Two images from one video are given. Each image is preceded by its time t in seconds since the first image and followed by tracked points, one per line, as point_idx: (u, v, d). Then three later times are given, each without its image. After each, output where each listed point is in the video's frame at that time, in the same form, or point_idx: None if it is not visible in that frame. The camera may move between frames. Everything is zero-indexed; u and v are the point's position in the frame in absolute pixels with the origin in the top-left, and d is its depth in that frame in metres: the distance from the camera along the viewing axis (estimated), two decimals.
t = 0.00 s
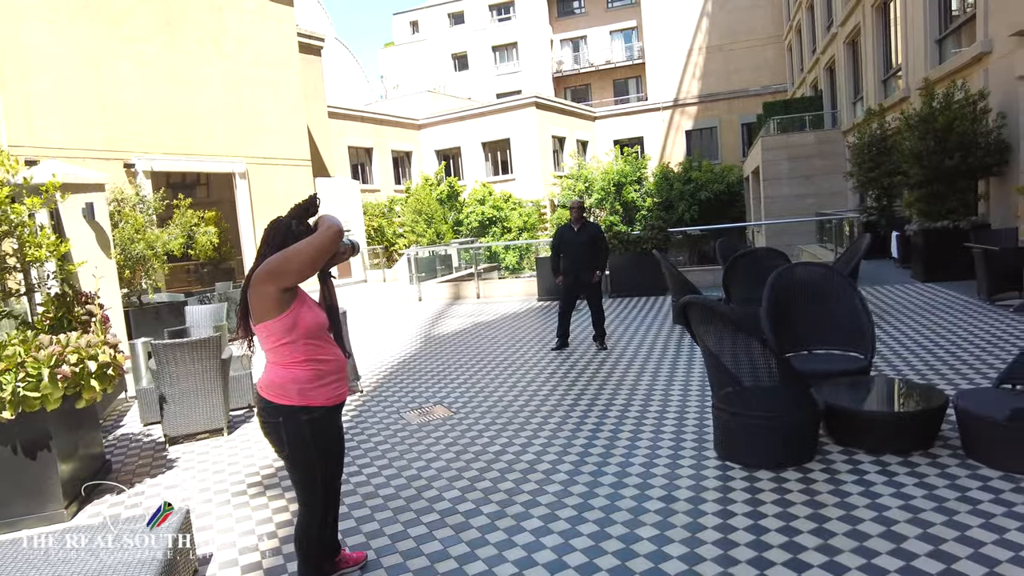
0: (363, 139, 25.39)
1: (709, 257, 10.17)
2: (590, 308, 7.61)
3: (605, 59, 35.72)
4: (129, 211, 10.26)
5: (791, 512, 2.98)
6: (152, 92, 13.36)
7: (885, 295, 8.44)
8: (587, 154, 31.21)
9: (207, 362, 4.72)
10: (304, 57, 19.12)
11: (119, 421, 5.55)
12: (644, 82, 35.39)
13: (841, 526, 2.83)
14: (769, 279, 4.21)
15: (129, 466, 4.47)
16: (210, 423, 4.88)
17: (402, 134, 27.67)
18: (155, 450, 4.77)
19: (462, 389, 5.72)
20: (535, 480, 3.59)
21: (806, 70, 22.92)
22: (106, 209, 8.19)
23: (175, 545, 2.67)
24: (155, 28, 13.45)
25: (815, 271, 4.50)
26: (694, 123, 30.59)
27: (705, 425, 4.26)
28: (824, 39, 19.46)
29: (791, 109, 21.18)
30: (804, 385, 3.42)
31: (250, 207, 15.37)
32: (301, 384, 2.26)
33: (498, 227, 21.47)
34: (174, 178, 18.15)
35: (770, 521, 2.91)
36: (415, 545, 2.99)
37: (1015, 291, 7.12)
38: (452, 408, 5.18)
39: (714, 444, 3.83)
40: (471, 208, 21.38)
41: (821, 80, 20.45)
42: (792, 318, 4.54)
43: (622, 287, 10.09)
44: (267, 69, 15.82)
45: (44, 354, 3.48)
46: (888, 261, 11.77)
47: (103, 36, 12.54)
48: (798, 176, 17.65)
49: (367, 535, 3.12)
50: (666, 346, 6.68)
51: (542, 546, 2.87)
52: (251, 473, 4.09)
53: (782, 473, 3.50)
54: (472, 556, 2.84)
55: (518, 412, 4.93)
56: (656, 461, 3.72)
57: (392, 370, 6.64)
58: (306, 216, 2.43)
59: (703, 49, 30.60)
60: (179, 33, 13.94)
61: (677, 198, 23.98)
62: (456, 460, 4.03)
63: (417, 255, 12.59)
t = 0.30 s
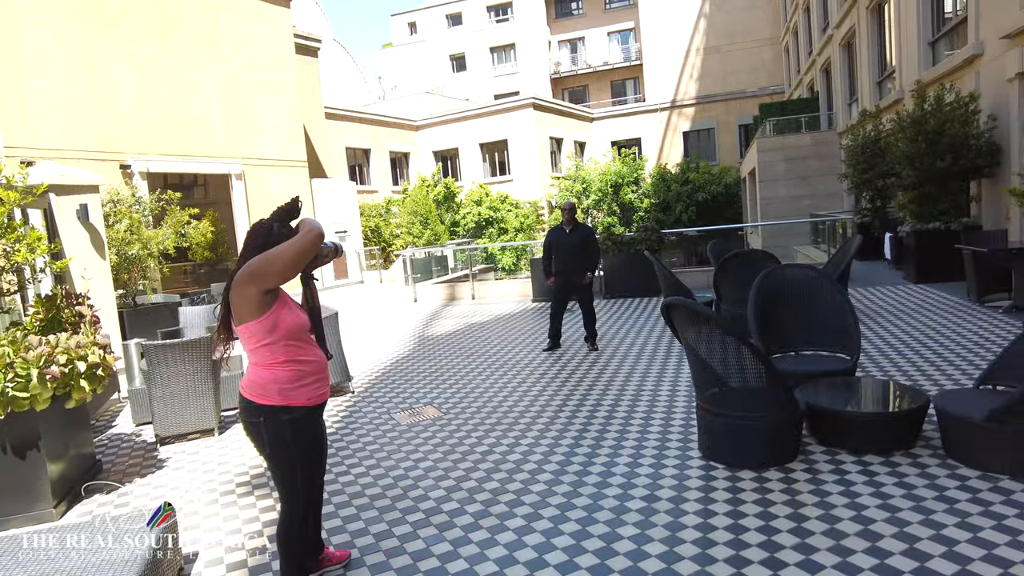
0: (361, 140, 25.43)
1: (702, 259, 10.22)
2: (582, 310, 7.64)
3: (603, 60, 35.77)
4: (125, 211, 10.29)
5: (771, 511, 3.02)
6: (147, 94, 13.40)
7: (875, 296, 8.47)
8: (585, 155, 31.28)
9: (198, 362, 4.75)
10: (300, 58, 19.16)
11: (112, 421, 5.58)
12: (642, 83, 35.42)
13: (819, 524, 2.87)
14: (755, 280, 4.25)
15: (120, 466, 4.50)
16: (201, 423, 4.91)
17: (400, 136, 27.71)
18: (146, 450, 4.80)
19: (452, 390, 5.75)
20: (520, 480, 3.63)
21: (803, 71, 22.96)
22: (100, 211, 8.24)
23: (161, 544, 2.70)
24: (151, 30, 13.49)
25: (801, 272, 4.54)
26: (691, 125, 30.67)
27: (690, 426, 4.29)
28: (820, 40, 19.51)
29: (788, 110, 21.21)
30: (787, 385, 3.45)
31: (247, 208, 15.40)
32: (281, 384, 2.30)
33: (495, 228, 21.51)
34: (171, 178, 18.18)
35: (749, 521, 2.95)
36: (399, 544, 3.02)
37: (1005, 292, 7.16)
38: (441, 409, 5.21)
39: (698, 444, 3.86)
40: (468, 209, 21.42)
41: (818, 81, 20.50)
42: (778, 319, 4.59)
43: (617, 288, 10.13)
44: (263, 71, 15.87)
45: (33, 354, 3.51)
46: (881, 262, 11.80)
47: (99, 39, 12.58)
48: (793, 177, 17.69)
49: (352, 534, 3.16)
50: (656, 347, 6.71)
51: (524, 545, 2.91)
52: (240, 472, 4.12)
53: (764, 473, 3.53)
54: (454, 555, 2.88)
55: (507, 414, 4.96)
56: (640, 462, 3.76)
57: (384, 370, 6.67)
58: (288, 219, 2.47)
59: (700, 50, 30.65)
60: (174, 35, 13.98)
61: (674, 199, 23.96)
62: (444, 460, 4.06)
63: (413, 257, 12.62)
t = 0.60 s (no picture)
0: (359, 139, 25.44)
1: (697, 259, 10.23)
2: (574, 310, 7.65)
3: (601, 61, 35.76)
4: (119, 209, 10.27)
5: (754, 511, 3.02)
6: (144, 93, 13.38)
7: (868, 297, 8.47)
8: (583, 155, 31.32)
9: (188, 360, 4.76)
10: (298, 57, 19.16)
11: (102, 419, 5.58)
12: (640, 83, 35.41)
13: (801, 525, 2.87)
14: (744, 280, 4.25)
15: (109, 464, 4.50)
16: (190, 422, 4.90)
17: (398, 135, 27.70)
18: (135, 449, 4.79)
19: (443, 390, 5.75)
20: (506, 480, 3.63)
21: (801, 72, 22.96)
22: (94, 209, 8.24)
23: (141, 544, 2.70)
24: (148, 28, 13.48)
25: (790, 273, 4.54)
26: (690, 125, 30.71)
27: (677, 427, 4.29)
28: (818, 41, 19.51)
29: (785, 111, 21.20)
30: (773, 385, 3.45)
31: (243, 208, 15.38)
32: (261, 383, 2.30)
33: (492, 228, 21.50)
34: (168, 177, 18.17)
35: (732, 521, 2.95)
36: (383, 543, 3.03)
37: (996, 294, 7.17)
38: (432, 408, 5.21)
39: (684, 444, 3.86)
40: (465, 209, 21.42)
41: (815, 82, 20.50)
42: (767, 319, 4.59)
43: (612, 288, 10.13)
44: (260, 70, 15.86)
45: (19, 352, 3.51)
46: (876, 263, 11.81)
47: (95, 37, 12.56)
48: (790, 178, 17.70)
49: (336, 533, 3.16)
50: (647, 348, 6.71)
51: (507, 545, 2.91)
52: (228, 471, 4.12)
53: (749, 473, 3.52)
54: (437, 554, 2.88)
55: (497, 414, 4.95)
56: (627, 462, 3.75)
57: (376, 370, 6.66)
58: (270, 218, 2.47)
59: (699, 51, 30.63)
60: (171, 33, 13.96)
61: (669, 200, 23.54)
62: (431, 459, 4.06)
63: (409, 256, 12.63)
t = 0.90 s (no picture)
0: (356, 137, 25.38)
1: (693, 258, 10.19)
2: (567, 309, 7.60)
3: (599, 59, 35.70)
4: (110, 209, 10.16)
5: (741, 513, 2.99)
6: (138, 90, 13.32)
7: (863, 296, 8.44)
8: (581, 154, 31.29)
9: (176, 360, 4.72)
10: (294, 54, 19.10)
11: (91, 419, 5.53)
12: (638, 82, 35.33)
13: (788, 528, 2.84)
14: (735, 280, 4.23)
15: (95, 464, 4.46)
16: (178, 422, 4.86)
17: (395, 133, 27.63)
18: (122, 449, 4.75)
19: (433, 389, 5.71)
20: (493, 481, 3.59)
21: (799, 70, 22.91)
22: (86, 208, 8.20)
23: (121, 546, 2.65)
24: (142, 25, 13.42)
25: (783, 272, 4.51)
26: (687, 124, 30.73)
27: (668, 427, 4.25)
28: (816, 39, 19.47)
29: (783, 109, 21.15)
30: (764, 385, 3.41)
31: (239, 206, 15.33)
32: (236, 384, 2.26)
33: (489, 227, 21.44)
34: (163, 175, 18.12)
35: (719, 523, 2.91)
36: (366, 545, 2.99)
37: (991, 293, 7.15)
38: (422, 408, 5.17)
39: (673, 445, 3.81)
40: (462, 207, 21.37)
41: (813, 81, 20.47)
42: (759, 318, 4.55)
43: (608, 288, 10.10)
44: (256, 67, 15.80)
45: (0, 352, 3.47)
46: (872, 262, 11.79)
47: (89, 34, 12.50)
48: (788, 176, 17.67)
49: (318, 534, 3.13)
50: (640, 348, 6.67)
51: (491, 547, 2.87)
52: (214, 472, 4.08)
53: (738, 475, 3.48)
54: (420, 556, 2.85)
55: (487, 414, 4.91)
56: (615, 463, 3.71)
57: (367, 369, 6.62)
58: (247, 217, 2.44)
59: (697, 49, 30.51)
60: (165, 30, 13.90)
61: (670, 198, 23.77)
62: (418, 460, 4.02)
63: (404, 255, 12.62)
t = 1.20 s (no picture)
0: (353, 136, 25.28)
1: (689, 259, 10.12)
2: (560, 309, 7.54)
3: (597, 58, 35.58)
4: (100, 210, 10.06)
5: (731, 522, 2.93)
6: (132, 89, 13.24)
7: (859, 296, 8.38)
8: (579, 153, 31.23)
9: (162, 363, 4.65)
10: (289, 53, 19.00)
11: (77, 422, 5.46)
12: (636, 80, 35.19)
13: (779, 537, 2.77)
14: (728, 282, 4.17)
15: (79, 469, 4.39)
16: (163, 425, 4.79)
17: (393, 132, 27.53)
18: (106, 453, 4.68)
19: (424, 392, 5.64)
20: (480, 487, 3.54)
21: (797, 69, 22.82)
22: (77, 208, 8.12)
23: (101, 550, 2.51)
24: (135, 22, 13.33)
25: (776, 273, 4.44)
26: (685, 123, 30.70)
27: (659, 431, 4.18)
28: (814, 38, 19.39)
29: (780, 108, 21.08)
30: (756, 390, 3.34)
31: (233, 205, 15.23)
32: (208, 393, 2.21)
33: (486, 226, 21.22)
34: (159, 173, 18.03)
35: (708, 533, 2.85)
36: (348, 554, 2.94)
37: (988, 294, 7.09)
38: (411, 411, 5.10)
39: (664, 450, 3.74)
40: (458, 207, 21.28)
41: (811, 80, 20.39)
42: (751, 320, 4.50)
43: (603, 288, 10.06)
44: (251, 65, 15.71)
45: None
46: (870, 262, 11.72)
47: (82, 32, 12.41)
48: (785, 176, 17.59)
49: (300, 543, 3.08)
50: (634, 349, 6.60)
51: (473, 557, 2.82)
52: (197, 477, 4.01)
53: (729, 482, 3.41)
54: (402, 566, 2.80)
55: (477, 417, 4.84)
56: (604, 468, 3.65)
57: (358, 370, 6.55)
58: (221, 219, 2.37)
59: (695, 48, 30.30)
60: (158, 28, 13.80)
61: (668, 197, 23.79)
62: (405, 464, 3.96)
63: (399, 255, 12.56)
